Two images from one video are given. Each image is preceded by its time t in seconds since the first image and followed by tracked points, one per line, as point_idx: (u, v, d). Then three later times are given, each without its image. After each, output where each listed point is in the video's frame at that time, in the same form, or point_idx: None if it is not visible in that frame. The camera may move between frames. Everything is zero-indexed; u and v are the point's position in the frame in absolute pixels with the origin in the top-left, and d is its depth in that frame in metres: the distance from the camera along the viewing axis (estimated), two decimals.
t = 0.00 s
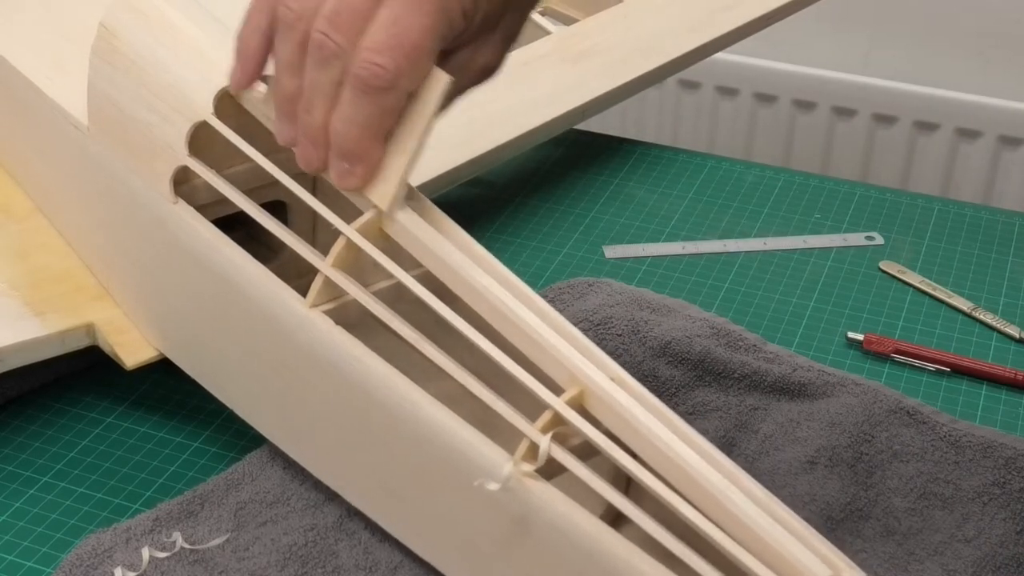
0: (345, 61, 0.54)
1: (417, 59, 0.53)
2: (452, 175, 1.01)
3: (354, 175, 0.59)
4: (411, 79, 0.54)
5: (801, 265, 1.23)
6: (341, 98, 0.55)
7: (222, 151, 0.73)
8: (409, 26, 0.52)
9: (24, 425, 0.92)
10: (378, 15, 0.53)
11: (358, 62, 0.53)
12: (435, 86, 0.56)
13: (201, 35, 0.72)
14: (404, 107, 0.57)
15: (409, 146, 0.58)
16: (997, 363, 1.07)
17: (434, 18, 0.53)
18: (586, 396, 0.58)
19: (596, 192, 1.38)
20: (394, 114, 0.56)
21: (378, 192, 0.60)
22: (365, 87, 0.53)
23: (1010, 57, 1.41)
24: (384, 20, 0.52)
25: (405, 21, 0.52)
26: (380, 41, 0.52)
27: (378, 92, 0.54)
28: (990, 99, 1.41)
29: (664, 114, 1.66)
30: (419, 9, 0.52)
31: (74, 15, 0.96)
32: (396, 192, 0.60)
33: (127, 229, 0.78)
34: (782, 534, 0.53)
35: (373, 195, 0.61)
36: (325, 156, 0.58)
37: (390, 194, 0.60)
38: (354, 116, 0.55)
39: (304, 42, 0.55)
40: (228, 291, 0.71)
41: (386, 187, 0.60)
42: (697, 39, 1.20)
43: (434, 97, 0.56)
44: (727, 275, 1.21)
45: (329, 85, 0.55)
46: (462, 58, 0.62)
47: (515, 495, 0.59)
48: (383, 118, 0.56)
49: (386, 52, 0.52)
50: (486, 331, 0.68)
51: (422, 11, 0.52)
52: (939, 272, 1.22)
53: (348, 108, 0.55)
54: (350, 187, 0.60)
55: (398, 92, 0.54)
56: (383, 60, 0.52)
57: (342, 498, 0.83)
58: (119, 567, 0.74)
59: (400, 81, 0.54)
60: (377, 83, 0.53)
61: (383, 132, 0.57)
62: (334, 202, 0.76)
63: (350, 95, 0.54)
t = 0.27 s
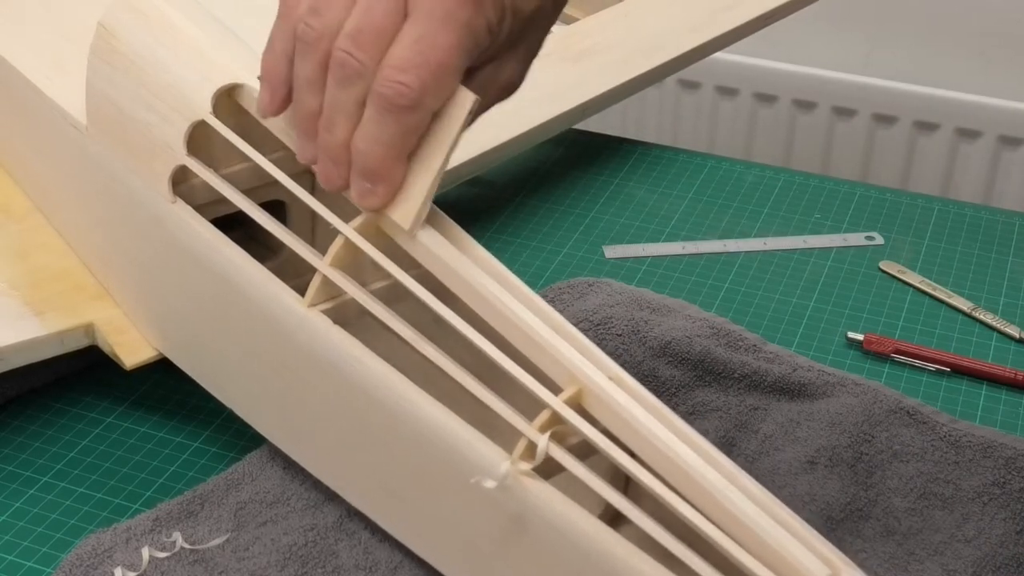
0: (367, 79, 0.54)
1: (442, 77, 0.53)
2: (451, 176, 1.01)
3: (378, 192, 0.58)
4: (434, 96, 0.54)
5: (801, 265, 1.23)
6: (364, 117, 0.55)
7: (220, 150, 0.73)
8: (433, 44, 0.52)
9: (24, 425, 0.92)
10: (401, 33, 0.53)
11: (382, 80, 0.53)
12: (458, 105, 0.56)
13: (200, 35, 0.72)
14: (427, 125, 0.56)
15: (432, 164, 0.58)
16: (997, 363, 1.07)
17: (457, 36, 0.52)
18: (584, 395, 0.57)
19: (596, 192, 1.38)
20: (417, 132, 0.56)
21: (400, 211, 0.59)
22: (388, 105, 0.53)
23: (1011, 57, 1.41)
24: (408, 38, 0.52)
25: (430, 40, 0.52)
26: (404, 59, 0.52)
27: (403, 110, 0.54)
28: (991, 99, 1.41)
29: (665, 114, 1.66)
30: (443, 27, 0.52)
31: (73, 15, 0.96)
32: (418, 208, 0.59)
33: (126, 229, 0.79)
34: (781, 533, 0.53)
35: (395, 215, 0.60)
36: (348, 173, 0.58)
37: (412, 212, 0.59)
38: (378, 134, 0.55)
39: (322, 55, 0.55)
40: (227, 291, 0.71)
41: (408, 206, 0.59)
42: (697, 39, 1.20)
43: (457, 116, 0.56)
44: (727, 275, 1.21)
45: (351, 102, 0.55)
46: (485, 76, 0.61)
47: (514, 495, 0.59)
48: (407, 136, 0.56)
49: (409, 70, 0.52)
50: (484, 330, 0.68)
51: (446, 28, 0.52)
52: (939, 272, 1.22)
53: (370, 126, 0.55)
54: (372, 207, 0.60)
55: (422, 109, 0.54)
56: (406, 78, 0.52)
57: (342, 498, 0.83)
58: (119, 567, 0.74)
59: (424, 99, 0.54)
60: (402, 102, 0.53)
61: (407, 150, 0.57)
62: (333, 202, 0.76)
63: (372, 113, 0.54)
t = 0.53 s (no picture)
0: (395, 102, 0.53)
1: (470, 99, 0.53)
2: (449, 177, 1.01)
3: (401, 216, 0.58)
4: (462, 118, 0.54)
5: (801, 265, 1.23)
6: (389, 139, 0.55)
7: (220, 151, 0.73)
8: (461, 67, 0.52)
9: (24, 425, 0.92)
10: (429, 57, 0.53)
11: (407, 104, 0.52)
12: (485, 129, 0.56)
13: (200, 35, 0.72)
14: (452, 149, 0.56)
15: (458, 188, 0.57)
16: (997, 363, 1.07)
17: (483, 59, 0.53)
18: (582, 396, 0.57)
19: (596, 192, 1.38)
20: (443, 155, 0.56)
21: (425, 235, 0.59)
22: (413, 129, 0.53)
23: (1011, 57, 1.41)
24: (434, 62, 0.52)
25: (456, 62, 0.52)
26: (431, 83, 0.52)
27: (429, 134, 0.53)
28: (991, 99, 1.40)
29: (664, 114, 1.66)
30: (471, 50, 0.52)
31: (73, 15, 0.96)
32: (443, 232, 0.58)
33: (126, 229, 0.79)
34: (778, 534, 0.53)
35: (420, 239, 0.59)
36: (372, 197, 0.58)
37: (437, 236, 0.58)
38: (404, 157, 0.55)
39: (343, 75, 0.54)
40: (227, 292, 0.71)
41: (433, 230, 0.58)
42: (697, 39, 1.20)
43: (484, 138, 0.56)
44: (727, 275, 1.21)
45: (376, 125, 0.54)
46: (508, 98, 0.62)
47: (512, 496, 0.59)
48: (432, 160, 0.55)
49: (438, 94, 0.52)
50: (483, 330, 0.68)
51: (474, 51, 0.52)
52: (939, 272, 1.22)
53: (397, 149, 0.54)
54: (396, 230, 0.59)
55: (450, 132, 0.54)
56: (433, 102, 0.52)
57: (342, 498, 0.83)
58: (119, 567, 0.74)
59: (452, 121, 0.54)
60: (430, 126, 0.53)
61: (432, 174, 0.57)
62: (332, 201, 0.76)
63: (397, 137, 0.54)
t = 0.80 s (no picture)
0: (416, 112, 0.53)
1: (491, 112, 0.53)
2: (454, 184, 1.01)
3: (419, 228, 0.57)
4: (483, 131, 0.53)
5: (801, 265, 1.23)
6: (408, 151, 0.54)
7: (221, 149, 0.73)
8: (482, 79, 0.51)
9: (24, 425, 0.92)
10: (450, 68, 0.52)
11: (426, 115, 0.52)
12: (506, 142, 0.55)
13: (200, 34, 0.72)
14: (474, 161, 0.56)
15: (479, 202, 0.57)
16: (997, 363, 1.07)
17: (506, 72, 0.52)
18: (584, 393, 0.57)
19: (596, 192, 1.38)
20: (464, 168, 0.55)
21: (443, 248, 0.58)
22: (434, 141, 0.53)
23: (1010, 57, 1.41)
24: (456, 73, 0.52)
25: (477, 75, 0.51)
26: (452, 94, 0.51)
27: (449, 145, 0.53)
28: (990, 98, 1.41)
29: (664, 114, 1.66)
30: (492, 63, 0.51)
31: (73, 15, 0.96)
32: (463, 246, 0.58)
33: (126, 229, 0.79)
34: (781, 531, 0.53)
35: (439, 252, 0.58)
36: (391, 210, 0.57)
37: (456, 249, 0.58)
38: (425, 169, 0.54)
39: (343, 71, 0.55)
40: (228, 291, 0.71)
41: (453, 243, 0.58)
42: (697, 39, 1.20)
43: (503, 151, 0.55)
44: (727, 275, 1.21)
45: (395, 135, 0.54)
46: (529, 110, 0.60)
47: (513, 494, 0.59)
48: (453, 172, 0.55)
49: (460, 104, 0.51)
50: (484, 329, 0.68)
51: (496, 63, 0.51)
52: (939, 273, 1.22)
53: (417, 159, 0.54)
54: (413, 242, 0.58)
55: (469, 144, 0.53)
56: (455, 113, 0.52)
57: (342, 498, 0.83)
58: (119, 567, 0.74)
59: (471, 133, 0.53)
60: (450, 137, 0.52)
61: (452, 186, 0.56)
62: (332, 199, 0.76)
63: (416, 147, 0.53)
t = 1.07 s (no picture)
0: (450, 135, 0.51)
1: (529, 138, 0.51)
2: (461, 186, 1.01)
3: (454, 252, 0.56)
4: (519, 158, 0.52)
5: (801, 265, 1.23)
6: (443, 176, 0.53)
7: (221, 150, 0.72)
8: (519, 107, 0.50)
9: (24, 425, 0.92)
10: (486, 94, 0.51)
11: (462, 141, 0.51)
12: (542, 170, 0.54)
13: (200, 34, 0.72)
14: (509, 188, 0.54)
15: (513, 229, 0.56)
16: (997, 363, 1.07)
17: (543, 101, 0.50)
18: (586, 394, 0.57)
19: (596, 191, 1.38)
20: (499, 195, 0.54)
21: (475, 276, 0.57)
22: (468, 168, 0.51)
23: (1010, 57, 1.41)
24: (492, 99, 0.50)
25: (514, 102, 0.50)
26: (489, 120, 0.50)
27: (485, 172, 0.51)
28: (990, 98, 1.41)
29: (664, 114, 1.66)
30: (528, 89, 0.50)
31: (73, 14, 0.96)
32: (497, 273, 0.57)
33: (127, 229, 0.79)
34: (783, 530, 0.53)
35: (471, 279, 0.57)
36: (421, 236, 0.56)
37: (489, 277, 0.57)
38: (457, 196, 0.53)
39: (375, 97, 0.53)
40: (228, 291, 0.71)
41: (486, 271, 0.57)
42: (697, 39, 1.20)
43: (541, 178, 0.54)
44: (727, 275, 1.21)
45: (428, 162, 0.52)
46: (562, 137, 0.60)
47: (513, 494, 0.59)
48: (487, 199, 0.53)
49: (495, 131, 0.50)
50: (484, 329, 0.68)
51: (532, 90, 0.50)
52: (939, 272, 1.22)
53: (449, 187, 0.52)
54: (445, 268, 0.57)
55: (506, 171, 0.52)
56: (492, 140, 0.50)
57: (342, 498, 0.83)
58: (119, 567, 0.74)
59: (508, 161, 0.51)
60: (486, 164, 0.51)
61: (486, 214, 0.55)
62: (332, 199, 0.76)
63: (450, 174, 0.52)
